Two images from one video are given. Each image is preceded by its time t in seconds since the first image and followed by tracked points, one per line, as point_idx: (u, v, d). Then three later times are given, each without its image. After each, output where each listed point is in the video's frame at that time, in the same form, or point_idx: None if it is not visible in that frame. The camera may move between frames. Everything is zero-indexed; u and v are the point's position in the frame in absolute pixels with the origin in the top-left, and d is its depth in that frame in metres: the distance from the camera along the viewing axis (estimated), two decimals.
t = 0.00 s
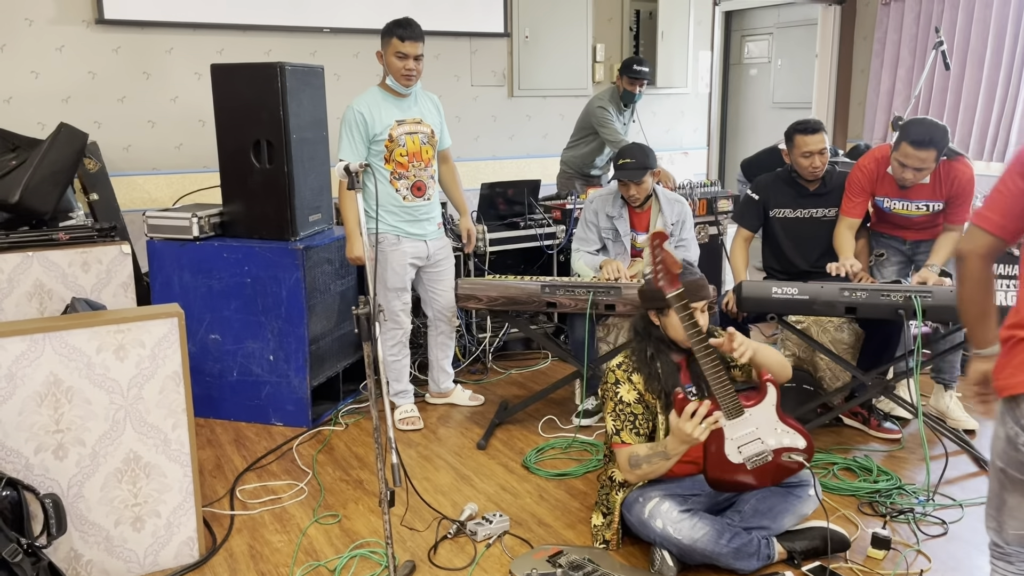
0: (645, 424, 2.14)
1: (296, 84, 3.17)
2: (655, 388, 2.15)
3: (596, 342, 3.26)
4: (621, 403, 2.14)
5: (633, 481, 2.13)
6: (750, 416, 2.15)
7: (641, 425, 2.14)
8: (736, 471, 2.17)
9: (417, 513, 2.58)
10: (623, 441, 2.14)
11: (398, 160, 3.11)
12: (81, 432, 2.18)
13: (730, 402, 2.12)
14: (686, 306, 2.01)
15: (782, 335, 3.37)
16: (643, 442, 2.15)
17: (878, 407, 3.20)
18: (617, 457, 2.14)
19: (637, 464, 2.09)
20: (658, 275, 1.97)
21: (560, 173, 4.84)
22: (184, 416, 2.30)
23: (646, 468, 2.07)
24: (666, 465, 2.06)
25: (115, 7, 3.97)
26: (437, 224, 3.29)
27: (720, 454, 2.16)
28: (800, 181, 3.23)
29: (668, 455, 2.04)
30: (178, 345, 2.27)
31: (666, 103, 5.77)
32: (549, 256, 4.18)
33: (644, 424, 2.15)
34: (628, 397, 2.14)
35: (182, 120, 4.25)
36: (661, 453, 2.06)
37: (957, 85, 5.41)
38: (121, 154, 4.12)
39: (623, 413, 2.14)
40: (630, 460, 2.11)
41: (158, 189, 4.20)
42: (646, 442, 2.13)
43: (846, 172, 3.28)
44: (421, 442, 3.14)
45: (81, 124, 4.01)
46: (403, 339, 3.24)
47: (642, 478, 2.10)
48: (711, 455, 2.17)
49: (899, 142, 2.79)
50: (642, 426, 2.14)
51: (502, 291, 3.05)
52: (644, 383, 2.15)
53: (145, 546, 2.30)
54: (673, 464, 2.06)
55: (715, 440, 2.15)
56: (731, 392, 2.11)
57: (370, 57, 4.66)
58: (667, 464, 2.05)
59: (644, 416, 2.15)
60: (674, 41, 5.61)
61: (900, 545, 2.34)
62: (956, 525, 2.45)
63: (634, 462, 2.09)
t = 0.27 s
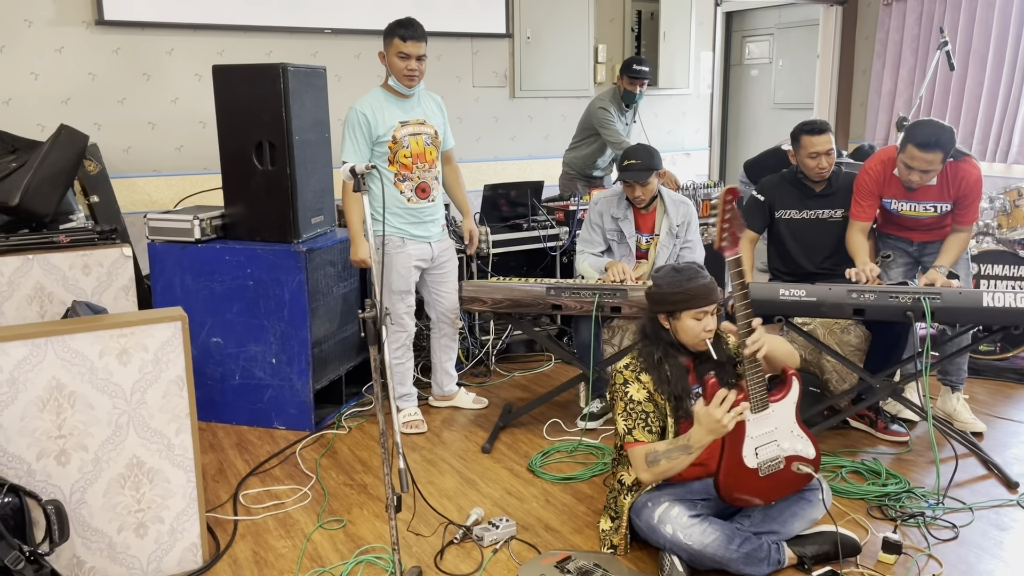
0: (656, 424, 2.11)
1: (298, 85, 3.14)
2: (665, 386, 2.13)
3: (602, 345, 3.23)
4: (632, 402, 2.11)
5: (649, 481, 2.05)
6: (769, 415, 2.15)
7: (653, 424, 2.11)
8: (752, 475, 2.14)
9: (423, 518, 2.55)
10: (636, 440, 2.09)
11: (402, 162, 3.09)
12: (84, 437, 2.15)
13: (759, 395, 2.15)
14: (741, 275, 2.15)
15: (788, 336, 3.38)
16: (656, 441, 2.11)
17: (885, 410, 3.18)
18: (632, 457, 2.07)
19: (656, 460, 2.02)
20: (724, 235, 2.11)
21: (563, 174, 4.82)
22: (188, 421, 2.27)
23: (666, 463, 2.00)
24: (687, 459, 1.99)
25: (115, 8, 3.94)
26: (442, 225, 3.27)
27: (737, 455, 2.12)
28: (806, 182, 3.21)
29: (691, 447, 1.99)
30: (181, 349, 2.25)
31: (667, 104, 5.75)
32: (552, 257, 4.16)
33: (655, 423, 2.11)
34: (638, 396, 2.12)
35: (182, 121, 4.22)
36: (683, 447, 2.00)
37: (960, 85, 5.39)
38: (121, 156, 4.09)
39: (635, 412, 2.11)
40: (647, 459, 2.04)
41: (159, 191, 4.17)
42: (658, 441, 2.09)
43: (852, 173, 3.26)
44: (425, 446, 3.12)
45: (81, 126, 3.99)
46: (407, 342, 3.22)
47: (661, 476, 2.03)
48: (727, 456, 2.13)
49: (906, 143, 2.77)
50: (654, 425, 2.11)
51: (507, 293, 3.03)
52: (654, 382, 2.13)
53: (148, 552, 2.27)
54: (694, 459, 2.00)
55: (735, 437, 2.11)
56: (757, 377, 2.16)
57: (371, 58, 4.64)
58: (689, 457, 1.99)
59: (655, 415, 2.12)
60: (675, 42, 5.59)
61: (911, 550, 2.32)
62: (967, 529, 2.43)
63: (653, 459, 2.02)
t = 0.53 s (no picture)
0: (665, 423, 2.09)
1: (298, 85, 3.11)
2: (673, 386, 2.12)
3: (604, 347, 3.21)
4: (641, 401, 2.09)
5: (664, 479, 1.99)
6: (782, 418, 2.11)
7: (663, 422, 2.09)
8: (760, 481, 2.09)
9: (425, 523, 2.52)
10: (647, 438, 2.06)
11: (403, 163, 3.06)
12: (82, 443, 2.12)
13: (778, 395, 2.13)
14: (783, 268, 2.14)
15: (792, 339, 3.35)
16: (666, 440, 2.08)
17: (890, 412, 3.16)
18: (645, 455, 2.03)
19: (672, 455, 1.97)
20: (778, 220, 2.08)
21: (563, 175, 4.79)
22: (187, 426, 2.24)
23: (684, 458, 1.95)
24: (705, 454, 1.95)
25: (112, 8, 3.91)
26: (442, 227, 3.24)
27: (748, 458, 2.08)
28: (810, 183, 3.18)
29: (709, 442, 1.95)
30: (181, 353, 2.22)
31: (668, 105, 5.73)
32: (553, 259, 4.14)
33: (664, 422, 2.09)
34: (646, 395, 2.10)
35: (181, 122, 4.19)
36: (701, 442, 1.96)
37: (962, 85, 5.37)
38: (119, 157, 4.06)
39: (644, 410, 2.09)
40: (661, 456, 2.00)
41: (157, 193, 4.14)
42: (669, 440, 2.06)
43: (856, 173, 3.23)
44: (426, 449, 3.09)
45: (78, 127, 3.96)
46: (408, 345, 3.19)
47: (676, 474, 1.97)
48: (738, 457, 2.08)
49: (912, 143, 2.75)
50: (663, 424, 2.09)
51: (509, 295, 3.00)
52: (662, 381, 2.12)
53: (147, 559, 2.24)
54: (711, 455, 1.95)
55: (749, 439, 2.07)
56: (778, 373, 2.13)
57: (371, 58, 4.61)
58: (707, 451, 1.95)
59: (664, 414, 2.10)
60: (676, 42, 5.57)
61: (920, 554, 2.29)
62: (975, 533, 2.40)
63: (669, 454, 1.98)
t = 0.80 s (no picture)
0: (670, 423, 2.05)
1: (296, 85, 3.09)
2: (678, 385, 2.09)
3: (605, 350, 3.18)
4: (646, 400, 2.05)
5: (674, 476, 1.95)
6: (796, 423, 2.07)
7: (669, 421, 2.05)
8: (767, 485, 2.07)
9: (425, 528, 2.50)
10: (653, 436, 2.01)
11: (401, 164, 3.03)
12: (77, 447, 2.10)
13: (794, 398, 2.09)
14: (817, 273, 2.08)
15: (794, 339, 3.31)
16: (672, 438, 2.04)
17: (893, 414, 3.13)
18: (654, 452, 1.98)
19: (683, 450, 1.93)
20: (819, 220, 2.02)
21: (562, 175, 4.77)
22: (184, 430, 2.21)
23: (696, 453, 1.91)
24: (717, 449, 1.90)
25: (108, 8, 3.88)
26: (441, 228, 3.21)
27: (758, 461, 2.06)
28: (813, 183, 3.16)
29: (720, 436, 1.91)
30: (178, 356, 2.19)
31: (667, 105, 5.71)
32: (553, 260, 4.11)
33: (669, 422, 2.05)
34: (652, 394, 2.06)
35: (177, 123, 4.16)
36: (713, 436, 1.92)
37: (963, 85, 5.35)
38: (116, 158, 4.03)
39: (649, 409, 2.04)
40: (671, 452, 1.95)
41: (153, 194, 4.11)
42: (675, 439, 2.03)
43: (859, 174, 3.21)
44: (426, 452, 3.06)
45: (74, 127, 3.92)
46: (407, 347, 3.17)
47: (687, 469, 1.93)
48: (747, 457, 2.07)
49: (917, 142, 2.72)
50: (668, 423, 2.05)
51: (509, 296, 2.97)
52: (666, 379, 2.08)
53: (144, 564, 2.21)
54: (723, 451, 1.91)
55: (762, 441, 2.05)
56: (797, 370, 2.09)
57: (369, 58, 4.58)
58: (718, 446, 1.90)
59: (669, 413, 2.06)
60: (675, 42, 5.54)
61: (925, 559, 2.27)
62: (980, 537, 2.38)
63: (679, 449, 1.93)
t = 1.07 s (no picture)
0: (663, 435, 2.00)
1: (291, 84, 3.04)
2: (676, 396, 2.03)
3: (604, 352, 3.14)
4: (640, 409, 2.00)
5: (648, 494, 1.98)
6: (808, 428, 1.92)
7: (660, 435, 1.99)
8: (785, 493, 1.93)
9: (422, 534, 2.46)
10: (639, 451, 1.97)
11: (395, 163, 2.98)
12: (66, 453, 2.05)
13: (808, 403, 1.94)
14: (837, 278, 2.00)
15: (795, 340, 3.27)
16: (661, 453, 1.99)
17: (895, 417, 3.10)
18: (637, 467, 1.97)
19: (657, 477, 1.95)
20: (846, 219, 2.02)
21: (560, 175, 4.73)
22: (175, 435, 2.17)
23: (668, 482, 1.94)
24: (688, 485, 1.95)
25: (101, 6, 3.84)
26: (437, 228, 3.17)
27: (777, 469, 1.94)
28: (814, 183, 3.13)
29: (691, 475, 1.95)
30: (169, 360, 2.15)
31: (666, 104, 5.67)
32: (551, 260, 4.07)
33: (662, 434, 2.00)
34: (647, 403, 2.01)
35: (171, 122, 4.12)
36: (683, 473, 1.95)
37: (963, 83, 5.31)
38: (109, 158, 3.99)
39: (642, 420, 1.99)
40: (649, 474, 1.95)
41: (147, 194, 4.07)
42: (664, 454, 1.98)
43: (861, 173, 3.17)
44: (422, 456, 3.02)
45: (67, 127, 3.88)
46: (403, 349, 3.13)
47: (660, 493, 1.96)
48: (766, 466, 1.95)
49: (921, 142, 2.69)
50: (660, 437, 2.00)
51: (507, 298, 2.93)
52: (664, 388, 2.03)
53: (134, 572, 2.17)
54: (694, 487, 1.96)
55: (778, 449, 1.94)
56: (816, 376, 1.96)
57: (365, 57, 4.54)
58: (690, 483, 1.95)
59: (663, 425, 2.00)
60: (675, 41, 5.50)
61: (930, 565, 2.23)
62: (985, 542, 2.34)
63: (655, 475, 1.94)
